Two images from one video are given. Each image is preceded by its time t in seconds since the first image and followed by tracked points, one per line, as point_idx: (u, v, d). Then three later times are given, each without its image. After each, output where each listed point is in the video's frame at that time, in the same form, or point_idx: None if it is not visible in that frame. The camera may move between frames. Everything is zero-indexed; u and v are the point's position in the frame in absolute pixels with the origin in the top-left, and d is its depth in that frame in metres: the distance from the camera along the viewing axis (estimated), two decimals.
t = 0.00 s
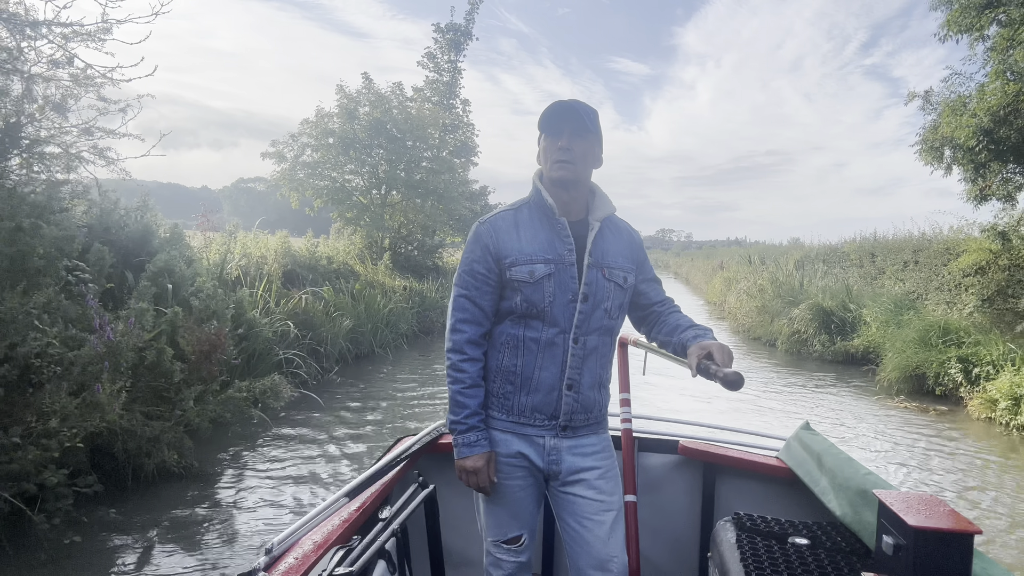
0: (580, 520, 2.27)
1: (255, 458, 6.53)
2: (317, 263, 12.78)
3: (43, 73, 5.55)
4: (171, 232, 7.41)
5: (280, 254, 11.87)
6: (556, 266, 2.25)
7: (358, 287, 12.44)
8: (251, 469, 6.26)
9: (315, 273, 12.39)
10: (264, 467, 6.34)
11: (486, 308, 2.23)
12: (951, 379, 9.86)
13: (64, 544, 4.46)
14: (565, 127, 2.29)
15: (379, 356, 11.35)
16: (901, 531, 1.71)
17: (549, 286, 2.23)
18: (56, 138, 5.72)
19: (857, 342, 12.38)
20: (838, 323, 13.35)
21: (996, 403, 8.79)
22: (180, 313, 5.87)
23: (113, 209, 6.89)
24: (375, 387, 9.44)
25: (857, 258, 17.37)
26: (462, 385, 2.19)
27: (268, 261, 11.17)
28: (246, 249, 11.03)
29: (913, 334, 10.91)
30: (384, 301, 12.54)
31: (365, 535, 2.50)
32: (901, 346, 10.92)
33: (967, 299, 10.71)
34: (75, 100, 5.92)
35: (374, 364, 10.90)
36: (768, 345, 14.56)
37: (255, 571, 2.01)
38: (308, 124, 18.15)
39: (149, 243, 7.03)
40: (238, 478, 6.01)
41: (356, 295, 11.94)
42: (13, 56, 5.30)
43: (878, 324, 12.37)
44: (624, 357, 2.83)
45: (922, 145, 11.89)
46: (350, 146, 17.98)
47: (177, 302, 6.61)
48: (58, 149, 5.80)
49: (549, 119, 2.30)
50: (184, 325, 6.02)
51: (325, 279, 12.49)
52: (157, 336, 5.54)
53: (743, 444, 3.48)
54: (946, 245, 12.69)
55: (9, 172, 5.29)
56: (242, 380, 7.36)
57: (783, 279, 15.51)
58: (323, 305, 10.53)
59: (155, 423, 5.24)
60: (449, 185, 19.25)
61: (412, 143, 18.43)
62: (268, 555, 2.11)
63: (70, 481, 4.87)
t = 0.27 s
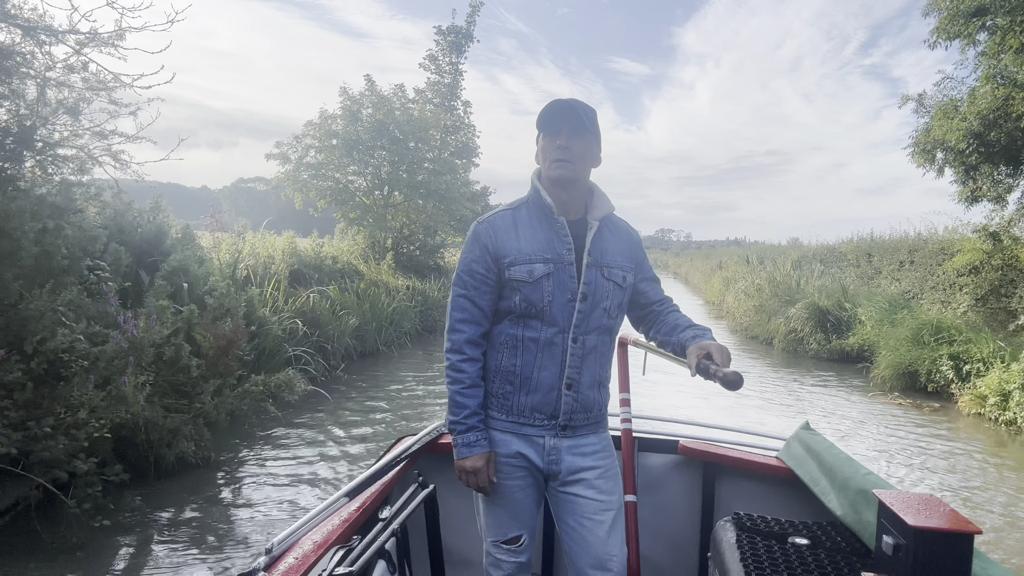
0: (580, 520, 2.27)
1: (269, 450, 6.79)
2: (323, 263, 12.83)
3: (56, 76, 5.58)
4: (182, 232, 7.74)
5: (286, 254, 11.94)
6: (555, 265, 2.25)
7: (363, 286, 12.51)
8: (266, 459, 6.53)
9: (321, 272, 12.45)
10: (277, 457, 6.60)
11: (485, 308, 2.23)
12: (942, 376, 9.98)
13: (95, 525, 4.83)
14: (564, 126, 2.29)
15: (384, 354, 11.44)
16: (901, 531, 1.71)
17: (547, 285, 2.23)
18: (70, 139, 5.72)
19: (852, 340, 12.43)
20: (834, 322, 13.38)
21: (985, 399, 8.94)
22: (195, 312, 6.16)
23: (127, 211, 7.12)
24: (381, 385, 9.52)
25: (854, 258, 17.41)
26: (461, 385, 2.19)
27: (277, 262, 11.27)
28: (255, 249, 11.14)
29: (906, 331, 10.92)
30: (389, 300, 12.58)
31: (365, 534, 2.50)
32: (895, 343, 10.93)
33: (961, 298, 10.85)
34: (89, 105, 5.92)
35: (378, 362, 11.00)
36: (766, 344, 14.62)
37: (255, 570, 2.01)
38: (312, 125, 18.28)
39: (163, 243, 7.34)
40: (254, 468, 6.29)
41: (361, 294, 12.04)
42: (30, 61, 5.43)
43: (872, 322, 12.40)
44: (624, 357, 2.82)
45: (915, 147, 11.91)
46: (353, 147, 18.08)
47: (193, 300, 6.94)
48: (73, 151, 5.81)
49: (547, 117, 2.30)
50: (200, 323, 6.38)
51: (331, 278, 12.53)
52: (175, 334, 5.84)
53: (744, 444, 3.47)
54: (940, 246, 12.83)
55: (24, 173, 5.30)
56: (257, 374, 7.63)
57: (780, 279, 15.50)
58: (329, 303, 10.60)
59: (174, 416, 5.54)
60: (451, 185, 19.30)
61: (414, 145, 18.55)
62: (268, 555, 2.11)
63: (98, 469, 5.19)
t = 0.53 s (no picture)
0: (575, 520, 2.26)
1: (283, 442, 6.95)
2: (328, 263, 12.85)
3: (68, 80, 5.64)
4: (193, 232, 7.89)
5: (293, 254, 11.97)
6: (546, 263, 2.25)
7: (368, 285, 12.53)
8: (279, 451, 6.69)
9: (326, 272, 12.45)
10: (290, 450, 6.75)
11: (477, 307, 2.23)
12: (934, 373, 10.17)
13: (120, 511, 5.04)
14: (552, 123, 2.29)
15: (390, 352, 11.47)
16: (901, 531, 1.71)
17: (539, 284, 2.23)
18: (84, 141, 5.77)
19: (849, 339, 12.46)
20: (831, 321, 13.43)
21: (975, 394, 9.12)
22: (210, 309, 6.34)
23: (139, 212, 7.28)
24: (389, 382, 9.56)
25: (851, 258, 17.41)
26: (454, 385, 2.19)
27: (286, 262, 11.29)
28: (263, 249, 11.18)
29: (900, 330, 11.13)
30: (394, 300, 12.59)
31: (365, 534, 2.50)
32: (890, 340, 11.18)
33: (956, 298, 10.80)
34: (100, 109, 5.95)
35: (384, 360, 11.01)
36: (762, 342, 14.63)
37: (255, 570, 2.01)
38: (316, 127, 18.33)
39: (174, 243, 7.50)
40: (268, 460, 6.45)
41: (367, 292, 12.07)
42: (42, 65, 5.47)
43: (869, 321, 12.43)
44: (624, 357, 2.82)
45: (908, 149, 11.89)
46: (356, 148, 18.13)
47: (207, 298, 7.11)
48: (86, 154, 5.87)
49: (537, 115, 2.30)
50: (216, 320, 6.57)
51: (336, 278, 12.55)
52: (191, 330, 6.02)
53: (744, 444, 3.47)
54: (937, 245, 12.79)
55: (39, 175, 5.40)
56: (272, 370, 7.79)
57: (779, 279, 15.48)
58: (335, 302, 10.63)
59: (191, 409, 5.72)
60: (453, 186, 19.31)
61: (417, 147, 18.60)
62: (268, 555, 2.11)
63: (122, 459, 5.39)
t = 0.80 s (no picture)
0: (566, 518, 2.25)
1: (295, 437, 7.07)
2: (334, 262, 12.86)
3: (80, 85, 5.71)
4: (204, 232, 7.93)
5: (299, 253, 11.99)
6: (528, 263, 2.25)
7: (373, 285, 12.55)
8: (292, 445, 6.82)
9: (331, 272, 12.46)
10: (300, 444, 6.87)
11: (459, 308, 2.23)
12: (926, 370, 10.26)
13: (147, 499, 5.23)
14: (530, 123, 2.28)
15: (395, 350, 11.51)
16: (900, 531, 1.71)
17: (520, 284, 2.23)
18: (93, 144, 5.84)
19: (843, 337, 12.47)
20: (826, 320, 13.44)
21: (965, 391, 9.27)
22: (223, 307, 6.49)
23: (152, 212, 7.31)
24: (394, 380, 9.58)
25: (848, 259, 17.41)
26: (437, 386, 2.19)
27: (292, 260, 11.31)
28: (271, 248, 11.23)
29: (893, 328, 11.18)
30: (399, 298, 12.59)
31: (364, 534, 2.49)
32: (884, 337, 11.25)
33: (950, 298, 10.77)
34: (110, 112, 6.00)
35: (389, 358, 11.03)
36: (758, 341, 14.63)
37: (254, 570, 2.01)
38: (319, 129, 18.39)
39: (185, 242, 7.57)
40: (282, 453, 6.59)
41: (373, 291, 12.11)
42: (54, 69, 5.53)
43: (863, 319, 12.44)
44: (622, 357, 2.82)
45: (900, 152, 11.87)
46: (359, 149, 18.19)
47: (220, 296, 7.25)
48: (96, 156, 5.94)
49: (515, 114, 2.28)
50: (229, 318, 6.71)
51: (341, 277, 12.58)
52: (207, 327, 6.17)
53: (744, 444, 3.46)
54: (932, 245, 12.78)
55: (53, 176, 5.51)
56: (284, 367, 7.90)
57: (776, 280, 15.46)
58: (341, 300, 10.64)
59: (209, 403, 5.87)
60: (455, 187, 19.33)
61: (419, 148, 18.68)
62: (268, 555, 2.11)
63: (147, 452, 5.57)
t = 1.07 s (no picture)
0: (544, 520, 2.18)
1: (303, 432, 7.18)
2: (338, 261, 12.88)
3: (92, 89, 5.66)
4: (214, 232, 7.92)
5: (304, 253, 12.03)
6: (516, 263, 2.24)
7: (378, 284, 12.58)
8: (300, 440, 6.93)
9: (335, 271, 12.47)
10: (308, 439, 6.97)
11: (448, 311, 2.25)
12: (918, 368, 10.26)
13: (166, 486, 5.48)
14: (524, 121, 2.28)
15: (398, 348, 11.55)
16: (899, 531, 1.72)
17: (508, 284, 2.22)
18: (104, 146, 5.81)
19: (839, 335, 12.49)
20: (822, 318, 13.41)
21: (954, 387, 9.32)
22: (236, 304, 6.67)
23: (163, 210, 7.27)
24: (398, 379, 9.59)
25: (845, 259, 17.41)
26: (424, 389, 2.21)
27: (297, 259, 11.34)
28: (278, 247, 11.28)
29: (887, 327, 11.09)
30: (402, 297, 12.61)
31: (365, 534, 2.49)
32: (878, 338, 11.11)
33: (945, 298, 10.92)
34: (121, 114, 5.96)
35: (392, 356, 11.07)
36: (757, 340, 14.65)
37: (254, 569, 2.01)
38: (323, 130, 18.46)
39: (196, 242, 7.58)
40: (291, 447, 6.72)
41: (378, 289, 12.15)
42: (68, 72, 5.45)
43: (858, 318, 12.41)
44: (622, 357, 2.82)
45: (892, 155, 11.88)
46: (362, 150, 18.27)
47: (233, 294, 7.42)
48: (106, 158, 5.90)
49: (506, 115, 2.29)
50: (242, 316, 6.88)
51: (345, 276, 12.60)
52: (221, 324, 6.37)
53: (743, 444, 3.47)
54: (928, 245, 12.81)
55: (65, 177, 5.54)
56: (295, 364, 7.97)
57: (773, 279, 15.44)
58: (346, 299, 10.67)
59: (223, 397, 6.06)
60: (456, 187, 19.37)
61: (422, 150, 18.80)
62: (267, 554, 2.11)
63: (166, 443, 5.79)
